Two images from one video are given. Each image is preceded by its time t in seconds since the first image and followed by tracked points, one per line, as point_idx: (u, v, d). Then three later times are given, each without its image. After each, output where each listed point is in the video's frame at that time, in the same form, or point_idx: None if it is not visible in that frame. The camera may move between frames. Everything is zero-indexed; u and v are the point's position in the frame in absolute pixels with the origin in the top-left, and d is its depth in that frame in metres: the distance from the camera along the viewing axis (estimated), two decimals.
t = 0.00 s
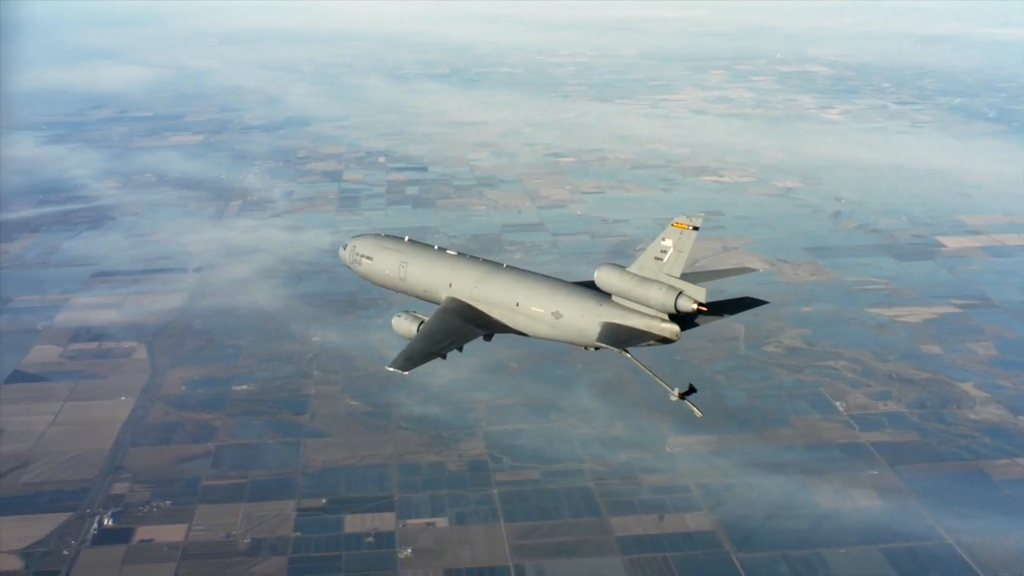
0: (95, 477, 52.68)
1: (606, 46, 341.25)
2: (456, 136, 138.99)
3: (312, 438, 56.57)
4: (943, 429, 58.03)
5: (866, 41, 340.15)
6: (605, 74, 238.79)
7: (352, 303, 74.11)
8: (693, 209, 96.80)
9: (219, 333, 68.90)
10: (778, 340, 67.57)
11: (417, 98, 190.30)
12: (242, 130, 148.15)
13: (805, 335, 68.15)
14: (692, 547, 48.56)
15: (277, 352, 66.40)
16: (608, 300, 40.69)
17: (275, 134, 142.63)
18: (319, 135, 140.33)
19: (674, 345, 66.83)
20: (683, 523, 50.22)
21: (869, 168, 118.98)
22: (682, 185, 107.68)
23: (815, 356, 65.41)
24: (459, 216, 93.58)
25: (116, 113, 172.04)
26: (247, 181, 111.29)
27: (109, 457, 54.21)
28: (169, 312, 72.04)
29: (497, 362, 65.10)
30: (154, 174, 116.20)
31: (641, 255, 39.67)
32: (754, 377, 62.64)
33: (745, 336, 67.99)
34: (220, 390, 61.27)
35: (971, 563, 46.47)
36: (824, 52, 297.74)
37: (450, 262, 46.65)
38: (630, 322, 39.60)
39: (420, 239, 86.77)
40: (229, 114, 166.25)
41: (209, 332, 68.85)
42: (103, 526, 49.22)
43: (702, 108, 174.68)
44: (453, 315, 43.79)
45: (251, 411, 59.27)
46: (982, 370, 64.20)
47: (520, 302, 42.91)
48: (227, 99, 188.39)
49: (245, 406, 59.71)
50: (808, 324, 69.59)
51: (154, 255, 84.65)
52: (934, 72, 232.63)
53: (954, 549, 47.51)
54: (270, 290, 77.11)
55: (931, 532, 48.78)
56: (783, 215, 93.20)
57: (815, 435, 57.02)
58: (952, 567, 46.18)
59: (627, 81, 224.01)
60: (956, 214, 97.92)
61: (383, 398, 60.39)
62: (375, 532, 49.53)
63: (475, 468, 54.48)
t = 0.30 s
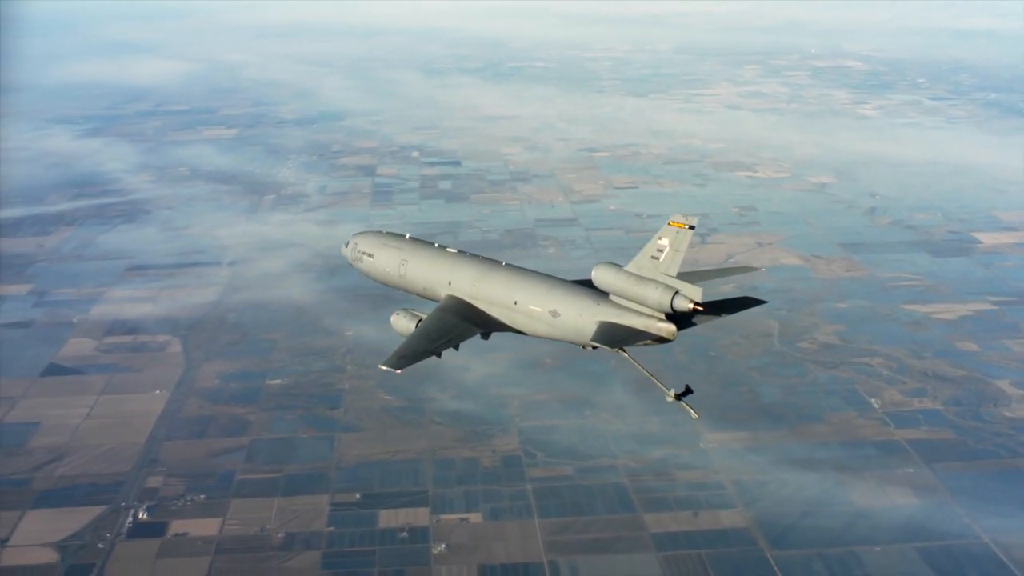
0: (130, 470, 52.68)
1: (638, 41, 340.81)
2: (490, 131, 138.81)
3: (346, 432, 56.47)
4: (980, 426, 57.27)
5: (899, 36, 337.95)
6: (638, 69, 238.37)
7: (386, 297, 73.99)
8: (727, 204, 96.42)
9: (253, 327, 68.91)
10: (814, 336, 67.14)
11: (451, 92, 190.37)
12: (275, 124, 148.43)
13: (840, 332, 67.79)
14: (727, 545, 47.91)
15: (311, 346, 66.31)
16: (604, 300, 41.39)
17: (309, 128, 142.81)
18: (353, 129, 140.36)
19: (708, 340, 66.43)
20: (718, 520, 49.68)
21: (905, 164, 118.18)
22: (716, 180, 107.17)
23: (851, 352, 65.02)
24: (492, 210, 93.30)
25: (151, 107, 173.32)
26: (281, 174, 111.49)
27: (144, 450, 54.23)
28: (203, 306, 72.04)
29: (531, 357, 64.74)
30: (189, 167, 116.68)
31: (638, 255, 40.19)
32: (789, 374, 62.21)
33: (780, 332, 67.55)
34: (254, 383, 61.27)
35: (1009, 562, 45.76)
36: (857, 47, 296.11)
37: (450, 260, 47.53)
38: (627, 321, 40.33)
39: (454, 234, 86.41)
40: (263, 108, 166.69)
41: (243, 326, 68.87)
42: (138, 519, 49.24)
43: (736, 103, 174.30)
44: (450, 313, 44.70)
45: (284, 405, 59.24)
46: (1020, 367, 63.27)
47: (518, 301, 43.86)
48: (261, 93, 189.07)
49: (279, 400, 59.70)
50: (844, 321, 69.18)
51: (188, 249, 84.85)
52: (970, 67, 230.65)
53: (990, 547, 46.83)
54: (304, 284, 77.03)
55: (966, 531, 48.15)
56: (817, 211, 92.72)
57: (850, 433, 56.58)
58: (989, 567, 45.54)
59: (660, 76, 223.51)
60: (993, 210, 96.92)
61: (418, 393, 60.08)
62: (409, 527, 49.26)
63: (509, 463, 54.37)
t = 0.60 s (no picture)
0: (165, 464, 52.76)
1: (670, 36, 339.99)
2: (526, 126, 138.67)
3: (382, 428, 56.33)
4: (1021, 425, 56.33)
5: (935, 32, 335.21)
6: (672, 65, 237.55)
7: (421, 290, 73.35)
8: (763, 200, 96.04)
9: (290, 322, 68.90)
10: (851, 334, 66.73)
11: (486, 88, 190.44)
12: (312, 119, 148.69)
13: (877, 330, 67.37)
14: (764, 544, 47.53)
15: (346, 342, 66.23)
16: (603, 300, 40.67)
17: (345, 123, 142.98)
18: (389, 124, 140.34)
19: (744, 338, 66.04)
20: (755, 519, 49.30)
21: (943, 161, 117.17)
22: (753, 176, 106.66)
23: (888, 351, 64.56)
24: (528, 206, 93.05)
25: (188, 102, 174.52)
26: (318, 169, 111.60)
27: (179, 445, 54.27)
28: (239, 300, 72.12)
29: (567, 353, 64.41)
30: (226, 162, 117.06)
31: (636, 254, 39.65)
32: (826, 372, 61.77)
33: (817, 330, 67.04)
34: (290, 379, 61.25)
35: None
36: (893, 44, 293.90)
37: (452, 258, 46.99)
38: (624, 322, 39.64)
39: (489, 231, 86.16)
40: (299, 103, 167.04)
41: (278, 320, 68.81)
42: (173, 514, 49.37)
43: (772, 100, 173.67)
44: (449, 313, 44.08)
45: (320, 401, 59.15)
46: None
47: (518, 300, 43.24)
48: (298, 88, 189.70)
49: (314, 395, 59.61)
50: (881, 320, 68.65)
51: (224, 243, 85.02)
52: (1008, 64, 228.37)
53: None
54: (339, 280, 76.99)
55: (1006, 531, 47.34)
56: (854, 209, 92.10)
57: (888, 432, 56.03)
58: None
59: (695, 72, 222.78)
60: None
61: (454, 390, 59.97)
62: (444, 524, 49.12)
63: (545, 460, 54.11)
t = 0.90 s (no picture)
0: (202, 458, 52.84)
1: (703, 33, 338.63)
2: (562, 123, 138.36)
3: (417, 424, 56.19)
4: None
5: (973, 28, 331.69)
6: (707, 61, 236.64)
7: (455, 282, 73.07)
8: (799, 198, 95.60)
9: (325, 317, 68.83)
10: (887, 334, 66.29)
11: (522, 83, 190.30)
12: (348, 114, 148.87)
13: (914, 330, 66.89)
14: (800, 544, 47.21)
15: (381, 338, 66.17)
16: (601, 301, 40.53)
17: (381, 119, 143.06)
18: (424, 120, 140.21)
19: (780, 336, 65.67)
20: (790, 519, 48.97)
21: (981, 160, 116.03)
22: (789, 174, 106.10)
23: (924, 351, 64.06)
24: (564, 203, 92.84)
25: (224, 97, 175.41)
26: (353, 165, 111.70)
27: (215, 439, 54.32)
28: (275, 295, 72.18)
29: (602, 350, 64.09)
30: (262, 157, 117.42)
31: (634, 255, 39.94)
32: (863, 371, 61.39)
33: (853, 329, 66.62)
34: (325, 375, 61.23)
35: None
36: (930, 41, 291.08)
37: (452, 257, 46.85)
38: (621, 322, 39.55)
39: (525, 227, 85.91)
40: (335, 98, 167.27)
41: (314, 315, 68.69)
42: (209, 509, 49.47)
43: (808, 97, 172.70)
44: (448, 312, 43.94)
45: (355, 396, 59.03)
46: None
47: (516, 300, 43.03)
48: (334, 83, 190.12)
49: (349, 391, 59.51)
50: (918, 319, 68.08)
51: (259, 237, 85.14)
52: None
53: None
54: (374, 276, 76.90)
55: None
56: (891, 208, 91.47)
57: (924, 432, 55.53)
58: None
59: (730, 69, 221.92)
60: None
61: (489, 387, 59.85)
62: (479, 521, 49.05)
63: (581, 458, 53.83)
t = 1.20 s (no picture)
0: (238, 454, 52.86)
1: (736, 30, 337.85)
2: (598, 120, 138.21)
3: (452, 421, 56.09)
4: None
5: (1010, 26, 328.41)
6: (743, 60, 235.85)
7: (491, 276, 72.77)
8: (836, 198, 95.21)
9: (360, 313, 68.81)
10: (924, 334, 65.77)
11: (559, 81, 190.27)
12: (385, 110, 149.18)
13: (951, 330, 66.30)
14: (836, 545, 46.85)
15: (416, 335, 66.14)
16: (598, 302, 40.11)
17: (418, 115, 143.31)
18: (461, 116, 140.23)
19: (816, 336, 65.33)
20: (826, 519, 48.61)
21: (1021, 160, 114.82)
22: (826, 172, 105.66)
23: (961, 351, 63.44)
24: (600, 201, 92.62)
25: (260, 92, 176.31)
26: (389, 161, 111.85)
27: (251, 435, 54.35)
28: (310, 290, 72.22)
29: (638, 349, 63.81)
30: (298, 152, 117.86)
31: (629, 257, 39.25)
32: (899, 372, 60.98)
33: (890, 330, 66.21)
34: (360, 371, 61.26)
35: None
36: (967, 40, 288.58)
37: (453, 257, 46.76)
38: (617, 323, 39.14)
39: (561, 224, 85.77)
40: (372, 94, 167.58)
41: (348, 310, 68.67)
42: (245, 504, 49.45)
43: (845, 96, 171.91)
44: (445, 312, 43.64)
45: (389, 392, 58.94)
46: None
47: (515, 299, 42.88)
48: (370, 80, 190.58)
49: (383, 387, 59.46)
50: (956, 320, 67.45)
51: (294, 233, 85.29)
52: None
53: None
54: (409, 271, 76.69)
55: None
56: (928, 208, 90.91)
57: (962, 434, 54.93)
58: None
59: (765, 67, 221.10)
60: None
61: (525, 384, 59.71)
62: (514, 519, 48.94)
63: (617, 457, 53.66)
